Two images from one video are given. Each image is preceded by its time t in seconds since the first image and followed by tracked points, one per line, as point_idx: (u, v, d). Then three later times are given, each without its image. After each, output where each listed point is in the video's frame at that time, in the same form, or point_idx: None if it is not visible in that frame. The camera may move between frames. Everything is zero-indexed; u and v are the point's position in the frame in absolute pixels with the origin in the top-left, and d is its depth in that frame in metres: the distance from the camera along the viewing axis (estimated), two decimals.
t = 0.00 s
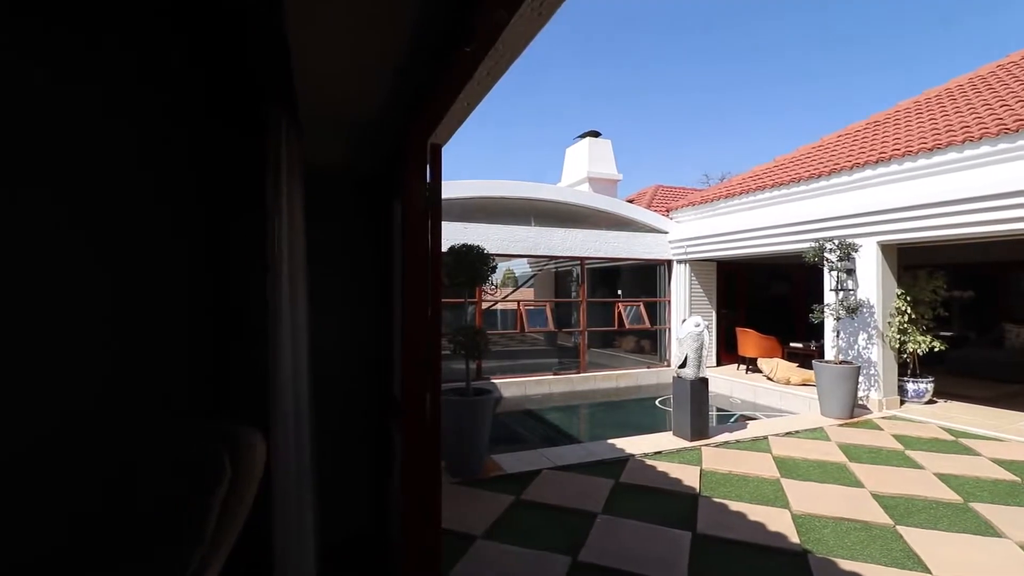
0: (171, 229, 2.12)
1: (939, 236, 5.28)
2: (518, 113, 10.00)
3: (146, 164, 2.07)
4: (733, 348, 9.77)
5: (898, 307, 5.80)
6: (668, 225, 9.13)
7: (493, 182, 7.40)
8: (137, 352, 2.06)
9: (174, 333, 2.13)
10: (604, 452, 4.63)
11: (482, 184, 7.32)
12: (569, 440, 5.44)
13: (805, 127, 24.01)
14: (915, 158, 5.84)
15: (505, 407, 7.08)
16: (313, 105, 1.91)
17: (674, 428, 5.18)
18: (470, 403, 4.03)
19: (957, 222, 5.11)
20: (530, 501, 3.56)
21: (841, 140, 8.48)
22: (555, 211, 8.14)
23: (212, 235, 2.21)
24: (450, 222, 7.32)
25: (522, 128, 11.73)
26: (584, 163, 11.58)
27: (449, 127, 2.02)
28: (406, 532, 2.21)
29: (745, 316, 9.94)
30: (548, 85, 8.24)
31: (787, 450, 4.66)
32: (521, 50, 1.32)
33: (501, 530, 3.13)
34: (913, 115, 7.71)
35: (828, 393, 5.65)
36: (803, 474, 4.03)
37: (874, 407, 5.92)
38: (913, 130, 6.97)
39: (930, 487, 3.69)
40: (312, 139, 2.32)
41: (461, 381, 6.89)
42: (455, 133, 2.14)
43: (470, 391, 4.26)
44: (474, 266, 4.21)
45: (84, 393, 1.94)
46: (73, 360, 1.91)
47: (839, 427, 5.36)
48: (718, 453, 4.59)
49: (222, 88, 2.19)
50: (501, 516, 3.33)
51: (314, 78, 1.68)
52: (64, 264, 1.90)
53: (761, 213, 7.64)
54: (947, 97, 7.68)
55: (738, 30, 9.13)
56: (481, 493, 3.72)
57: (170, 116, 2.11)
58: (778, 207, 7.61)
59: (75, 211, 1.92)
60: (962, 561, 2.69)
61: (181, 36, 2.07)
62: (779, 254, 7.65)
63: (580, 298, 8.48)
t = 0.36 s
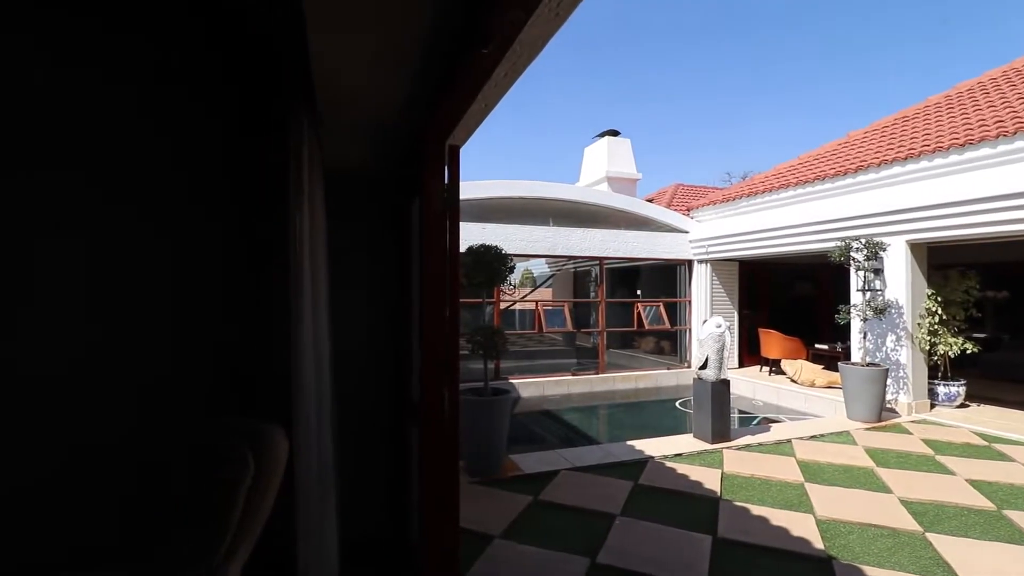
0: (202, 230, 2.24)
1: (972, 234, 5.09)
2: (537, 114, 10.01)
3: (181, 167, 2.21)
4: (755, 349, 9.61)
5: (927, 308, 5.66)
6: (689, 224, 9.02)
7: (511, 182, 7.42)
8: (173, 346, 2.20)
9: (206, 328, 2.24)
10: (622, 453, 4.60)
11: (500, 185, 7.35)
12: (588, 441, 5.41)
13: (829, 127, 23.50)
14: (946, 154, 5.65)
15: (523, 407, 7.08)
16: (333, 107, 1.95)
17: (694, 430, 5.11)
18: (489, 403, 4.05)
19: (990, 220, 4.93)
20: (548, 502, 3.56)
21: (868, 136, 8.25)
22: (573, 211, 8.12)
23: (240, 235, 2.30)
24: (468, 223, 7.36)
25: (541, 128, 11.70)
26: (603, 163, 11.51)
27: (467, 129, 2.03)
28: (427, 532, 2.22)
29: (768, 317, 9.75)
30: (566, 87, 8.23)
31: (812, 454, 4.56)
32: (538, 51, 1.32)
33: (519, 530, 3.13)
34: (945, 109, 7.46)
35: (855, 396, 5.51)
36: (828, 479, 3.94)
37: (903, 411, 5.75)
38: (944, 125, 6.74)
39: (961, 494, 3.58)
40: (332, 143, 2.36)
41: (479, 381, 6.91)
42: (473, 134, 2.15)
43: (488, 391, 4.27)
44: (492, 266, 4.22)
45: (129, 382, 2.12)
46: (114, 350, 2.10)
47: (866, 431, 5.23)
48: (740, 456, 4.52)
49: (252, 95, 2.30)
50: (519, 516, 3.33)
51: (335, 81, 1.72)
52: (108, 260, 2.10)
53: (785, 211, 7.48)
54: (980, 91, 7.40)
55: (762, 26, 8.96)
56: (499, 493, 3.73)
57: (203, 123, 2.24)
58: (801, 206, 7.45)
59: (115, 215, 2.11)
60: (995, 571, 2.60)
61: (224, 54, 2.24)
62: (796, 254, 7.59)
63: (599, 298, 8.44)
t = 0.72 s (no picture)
0: (227, 231, 2.31)
1: (1007, 233, 4.91)
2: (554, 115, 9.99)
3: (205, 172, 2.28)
4: (777, 350, 9.44)
5: (958, 308, 5.51)
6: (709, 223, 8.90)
7: (528, 182, 7.43)
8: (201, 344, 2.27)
9: (233, 329, 2.31)
10: (641, 455, 4.56)
11: (518, 185, 7.35)
12: (606, 442, 5.39)
13: (853, 125, 23.01)
14: (979, 149, 5.46)
15: (541, 407, 7.08)
16: (355, 108, 1.97)
17: (715, 432, 5.05)
18: (507, 402, 4.05)
19: None
20: (566, 502, 3.55)
21: (895, 132, 8.03)
22: (592, 211, 8.08)
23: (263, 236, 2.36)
24: (486, 223, 7.39)
25: (558, 129, 11.68)
26: (621, 162, 11.43)
27: (486, 130, 2.04)
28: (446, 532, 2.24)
29: (791, 317, 9.57)
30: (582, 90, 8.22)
31: (836, 458, 4.46)
32: (558, 50, 1.32)
33: (537, 531, 3.13)
34: (976, 103, 7.21)
35: (882, 399, 5.37)
36: (855, 483, 3.84)
37: (932, 415, 5.57)
38: (976, 120, 6.52)
39: (994, 500, 3.46)
40: (354, 145, 2.40)
41: (497, 381, 6.93)
42: (492, 134, 2.15)
43: (506, 390, 4.28)
44: (510, 267, 4.23)
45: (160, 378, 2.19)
46: (146, 347, 2.18)
47: (894, 435, 5.09)
48: (762, 459, 4.44)
49: (274, 98, 2.36)
50: (537, 517, 3.32)
51: (360, 83, 1.75)
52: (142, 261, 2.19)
53: (810, 209, 7.32)
54: (1015, 84, 7.15)
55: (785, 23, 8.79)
56: (517, 493, 3.74)
57: (229, 128, 2.33)
58: (826, 204, 7.29)
59: (145, 219, 2.19)
60: None
61: (249, 59, 2.31)
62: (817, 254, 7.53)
63: (617, 298, 8.38)
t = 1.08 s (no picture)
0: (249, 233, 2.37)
1: None
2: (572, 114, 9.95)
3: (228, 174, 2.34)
4: (800, 352, 9.26)
5: (990, 309, 5.32)
6: (730, 222, 8.76)
7: (546, 182, 7.42)
8: (224, 342, 2.33)
9: (255, 327, 2.37)
10: (660, 457, 4.52)
11: (536, 185, 7.36)
12: (624, 443, 5.35)
13: (881, 122, 22.42)
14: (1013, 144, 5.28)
15: (559, 408, 7.06)
16: (374, 109, 1.99)
17: (736, 434, 4.97)
18: (525, 402, 4.06)
19: None
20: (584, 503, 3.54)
21: (925, 127, 7.79)
22: (610, 210, 8.02)
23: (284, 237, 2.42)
24: (504, 223, 7.41)
25: (577, 129, 11.64)
26: (640, 161, 11.34)
27: (504, 130, 2.05)
28: (464, 531, 2.25)
29: (814, 318, 9.38)
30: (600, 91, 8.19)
31: (862, 461, 4.36)
32: (577, 47, 1.32)
33: (555, 531, 3.12)
34: (1011, 97, 6.95)
35: (909, 401, 5.22)
36: (882, 488, 3.74)
37: (963, 418, 5.41)
38: (1011, 113, 6.29)
39: None
40: (374, 147, 2.44)
41: (514, 381, 6.94)
42: (511, 134, 2.16)
43: (524, 391, 4.29)
44: (527, 267, 4.23)
45: (189, 376, 2.27)
46: (173, 345, 2.26)
47: (922, 439, 4.95)
48: (785, 462, 4.36)
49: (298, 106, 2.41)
50: (555, 517, 3.32)
51: (378, 84, 1.77)
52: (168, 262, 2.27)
53: (834, 207, 7.15)
54: None
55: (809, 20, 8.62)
56: (534, 493, 3.73)
57: (251, 131, 2.38)
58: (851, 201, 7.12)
59: (173, 221, 2.27)
60: None
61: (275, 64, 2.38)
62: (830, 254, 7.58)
63: (635, 298, 8.32)
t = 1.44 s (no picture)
0: (269, 235, 2.42)
1: None
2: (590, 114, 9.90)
3: (253, 176, 2.40)
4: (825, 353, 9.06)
5: None
6: (752, 221, 8.62)
7: (565, 182, 7.40)
8: (248, 340, 2.39)
9: (277, 327, 2.43)
10: (680, 458, 4.48)
11: (554, 185, 7.34)
12: (642, 444, 5.31)
13: (911, 119, 21.77)
14: None
15: (577, 408, 7.05)
16: (394, 112, 2.02)
17: (758, 436, 4.89)
18: (543, 402, 4.07)
19: None
20: (602, 504, 3.53)
21: (956, 122, 7.54)
22: (629, 209, 7.93)
23: (304, 237, 2.46)
24: (522, 223, 7.42)
25: (596, 128, 11.58)
26: (660, 160, 11.24)
27: (522, 130, 2.06)
28: (482, 531, 2.26)
29: (840, 319, 9.16)
30: (619, 91, 8.12)
31: (889, 466, 4.25)
32: (595, 48, 1.32)
33: (573, 531, 3.12)
34: None
35: (940, 405, 5.07)
36: (910, 493, 3.64)
37: (996, 423, 5.23)
38: None
39: None
40: (394, 149, 2.47)
41: (533, 380, 6.96)
42: (528, 135, 2.17)
43: (542, 390, 4.28)
44: (546, 267, 4.23)
45: (217, 372, 2.35)
46: (202, 342, 2.33)
47: (952, 443, 4.80)
48: (808, 465, 4.28)
49: (319, 109, 2.46)
50: (573, 518, 3.32)
51: (398, 87, 1.80)
52: (195, 262, 2.33)
53: (860, 206, 6.99)
54: None
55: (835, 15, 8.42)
56: (552, 493, 3.74)
57: (273, 132, 2.43)
58: (877, 199, 6.93)
59: (202, 221, 2.34)
60: None
61: (299, 68, 2.43)
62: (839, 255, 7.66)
63: (655, 299, 8.24)
